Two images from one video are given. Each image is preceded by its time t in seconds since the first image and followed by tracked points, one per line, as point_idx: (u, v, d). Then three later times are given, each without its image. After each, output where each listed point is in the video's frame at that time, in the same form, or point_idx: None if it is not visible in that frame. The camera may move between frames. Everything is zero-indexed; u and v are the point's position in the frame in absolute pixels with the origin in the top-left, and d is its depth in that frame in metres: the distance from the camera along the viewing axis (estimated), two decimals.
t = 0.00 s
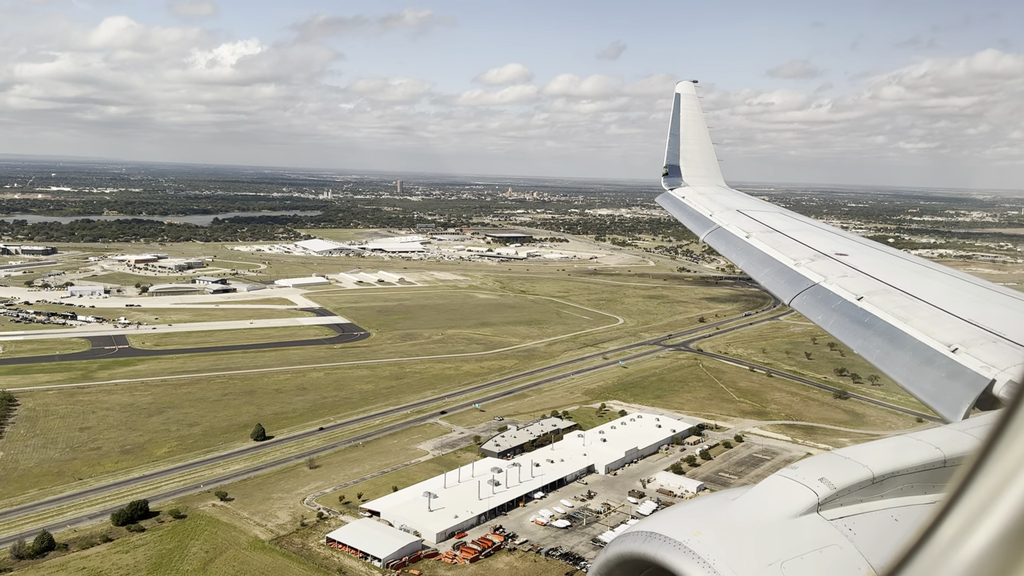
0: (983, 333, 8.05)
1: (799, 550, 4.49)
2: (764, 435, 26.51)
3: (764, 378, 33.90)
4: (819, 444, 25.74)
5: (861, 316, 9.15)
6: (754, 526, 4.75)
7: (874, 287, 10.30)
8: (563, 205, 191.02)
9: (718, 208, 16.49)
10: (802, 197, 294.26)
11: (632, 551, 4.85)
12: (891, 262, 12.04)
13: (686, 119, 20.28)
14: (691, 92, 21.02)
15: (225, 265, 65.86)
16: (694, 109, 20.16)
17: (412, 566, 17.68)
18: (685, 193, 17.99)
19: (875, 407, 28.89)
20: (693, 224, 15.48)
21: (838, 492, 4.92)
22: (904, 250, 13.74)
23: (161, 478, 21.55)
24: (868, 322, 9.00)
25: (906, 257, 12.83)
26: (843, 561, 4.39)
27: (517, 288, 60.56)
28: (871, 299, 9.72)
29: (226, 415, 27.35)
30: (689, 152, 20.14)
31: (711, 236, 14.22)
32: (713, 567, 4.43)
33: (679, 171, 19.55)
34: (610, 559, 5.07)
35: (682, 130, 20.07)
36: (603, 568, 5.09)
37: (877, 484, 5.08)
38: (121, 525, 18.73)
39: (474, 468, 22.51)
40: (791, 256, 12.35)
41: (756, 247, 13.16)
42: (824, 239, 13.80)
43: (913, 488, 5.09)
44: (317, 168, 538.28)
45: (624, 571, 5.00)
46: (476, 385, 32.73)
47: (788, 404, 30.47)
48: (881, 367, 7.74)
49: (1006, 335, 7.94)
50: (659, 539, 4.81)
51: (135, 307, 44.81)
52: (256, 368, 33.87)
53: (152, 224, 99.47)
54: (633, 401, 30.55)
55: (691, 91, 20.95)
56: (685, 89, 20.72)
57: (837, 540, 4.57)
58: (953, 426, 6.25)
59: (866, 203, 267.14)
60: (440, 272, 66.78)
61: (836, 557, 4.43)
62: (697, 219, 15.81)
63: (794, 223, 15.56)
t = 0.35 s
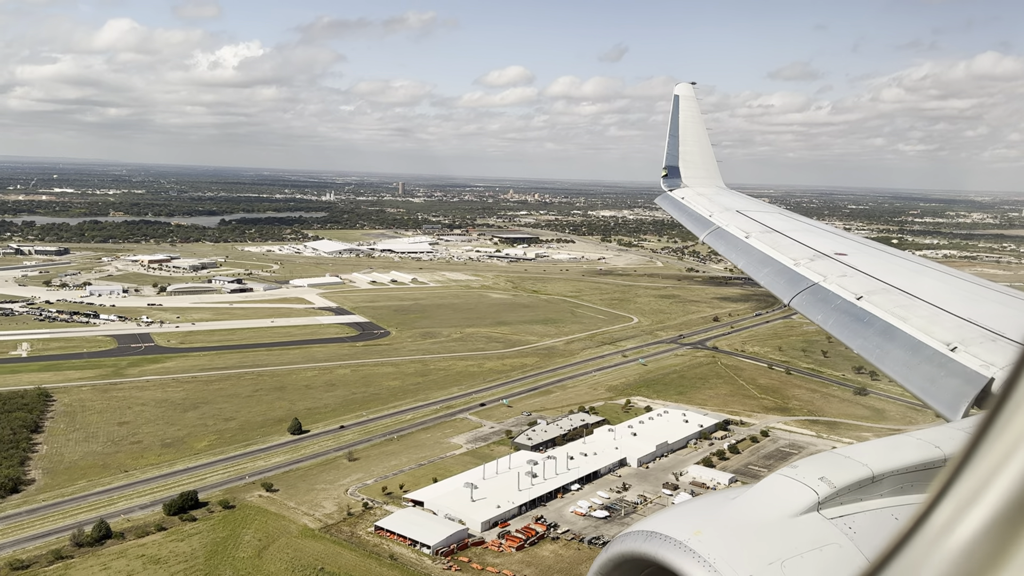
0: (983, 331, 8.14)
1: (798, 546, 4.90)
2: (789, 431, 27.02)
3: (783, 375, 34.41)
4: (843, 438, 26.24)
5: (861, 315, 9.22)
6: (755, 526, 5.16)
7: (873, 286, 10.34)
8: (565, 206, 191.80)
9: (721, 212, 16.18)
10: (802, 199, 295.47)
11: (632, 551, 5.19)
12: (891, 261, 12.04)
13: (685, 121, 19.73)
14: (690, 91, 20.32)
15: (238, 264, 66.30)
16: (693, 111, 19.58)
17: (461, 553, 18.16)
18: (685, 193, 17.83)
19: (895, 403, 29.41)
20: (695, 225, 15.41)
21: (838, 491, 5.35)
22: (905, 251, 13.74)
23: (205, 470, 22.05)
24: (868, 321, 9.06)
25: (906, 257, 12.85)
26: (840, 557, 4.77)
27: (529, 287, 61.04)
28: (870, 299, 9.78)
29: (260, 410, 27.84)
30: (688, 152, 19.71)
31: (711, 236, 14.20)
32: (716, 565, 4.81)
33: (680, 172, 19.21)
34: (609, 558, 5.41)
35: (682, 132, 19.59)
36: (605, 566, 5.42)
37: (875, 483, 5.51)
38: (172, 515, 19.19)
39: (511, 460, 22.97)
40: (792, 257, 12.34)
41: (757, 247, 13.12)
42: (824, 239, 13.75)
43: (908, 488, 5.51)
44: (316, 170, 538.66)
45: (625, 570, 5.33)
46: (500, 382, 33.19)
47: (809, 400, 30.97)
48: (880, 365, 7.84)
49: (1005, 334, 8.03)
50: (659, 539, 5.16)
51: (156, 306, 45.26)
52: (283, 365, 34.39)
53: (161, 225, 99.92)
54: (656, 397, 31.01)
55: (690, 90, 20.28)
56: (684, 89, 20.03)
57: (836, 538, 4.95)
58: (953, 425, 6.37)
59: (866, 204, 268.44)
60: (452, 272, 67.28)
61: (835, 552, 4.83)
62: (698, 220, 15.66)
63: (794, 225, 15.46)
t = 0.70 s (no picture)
0: (982, 336, 8.03)
1: (798, 553, 4.61)
2: (813, 425, 27.55)
3: (802, 372, 34.92)
4: (867, 432, 26.75)
5: (861, 320, 9.05)
6: (754, 532, 4.85)
7: (872, 291, 10.16)
8: (569, 206, 192.34)
9: (717, 213, 15.53)
10: (802, 200, 296.25)
11: (632, 556, 4.91)
12: (887, 264, 11.82)
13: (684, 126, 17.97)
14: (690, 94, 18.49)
15: (251, 263, 66.81)
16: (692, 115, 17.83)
17: (507, 540, 18.65)
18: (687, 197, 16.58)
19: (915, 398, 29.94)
20: (691, 224, 14.89)
21: (839, 496, 5.01)
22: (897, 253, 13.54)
23: (249, 460, 22.58)
24: (868, 325, 8.93)
25: (900, 260, 12.70)
26: (842, 565, 4.45)
27: (542, 285, 61.50)
28: (869, 304, 9.62)
29: (294, 403, 28.48)
30: (684, 158, 18.03)
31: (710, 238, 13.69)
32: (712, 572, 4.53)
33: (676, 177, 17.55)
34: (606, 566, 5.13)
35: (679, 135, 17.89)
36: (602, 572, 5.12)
37: (877, 487, 5.13)
38: (223, 503, 19.69)
39: (546, 451, 23.43)
40: (790, 260, 12.05)
41: (756, 248, 12.80)
42: (820, 241, 13.47)
43: (915, 490, 5.12)
44: (316, 171, 539.16)
45: None
46: (524, 377, 33.65)
47: (830, 395, 31.48)
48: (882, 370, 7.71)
49: (1003, 338, 7.93)
50: (659, 545, 4.88)
51: (178, 304, 45.71)
52: (310, 361, 34.98)
53: (169, 224, 100.36)
54: (679, 392, 31.47)
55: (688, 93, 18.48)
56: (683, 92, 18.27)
57: (836, 545, 4.65)
58: (949, 427, 6.33)
59: (867, 205, 269.38)
60: (464, 271, 67.73)
61: (834, 560, 4.50)
62: (696, 220, 15.07)
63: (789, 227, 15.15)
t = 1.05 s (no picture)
0: (984, 336, 7.37)
1: (797, 555, 4.05)
2: (838, 416, 28.08)
3: (823, 365, 35.46)
4: (892, 423, 27.31)
5: (860, 319, 8.30)
6: (753, 530, 4.26)
7: (872, 288, 9.39)
8: (574, 203, 192.88)
9: (714, 206, 14.63)
10: (805, 198, 296.69)
11: (630, 557, 4.31)
12: (888, 263, 11.00)
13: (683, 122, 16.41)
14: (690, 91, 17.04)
15: (267, 258, 67.46)
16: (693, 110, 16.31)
17: (552, 524, 19.15)
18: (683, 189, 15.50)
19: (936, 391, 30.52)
20: (685, 217, 13.94)
21: (838, 495, 4.47)
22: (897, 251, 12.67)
23: (292, 448, 23.25)
24: (868, 324, 8.16)
25: (902, 258, 11.87)
26: (846, 567, 3.96)
27: (556, 280, 61.98)
28: (869, 302, 8.82)
29: (329, 394, 29.17)
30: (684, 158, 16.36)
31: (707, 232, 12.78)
32: None
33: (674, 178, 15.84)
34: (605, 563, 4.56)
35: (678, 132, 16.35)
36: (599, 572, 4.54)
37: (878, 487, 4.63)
38: (273, 488, 20.30)
39: (581, 440, 23.93)
40: (786, 255, 11.21)
41: (752, 242, 11.94)
42: (817, 237, 12.67)
43: (917, 491, 4.66)
44: (318, 168, 539.37)
45: None
46: (549, 370, 34.12)
47: (852, 388, 32.00)
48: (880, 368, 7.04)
49: (1008, 339, 7.27)
50: (659, 545, 4.26)
51: (201, 298, 46.29)
52: (338, 354, 35.61)
53: (180, 221, 101.01)
54: (704, 384, 31.92)
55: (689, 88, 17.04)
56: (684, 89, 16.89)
57: (838, 545, 4.14)
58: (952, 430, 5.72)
59: (870, 203, 270.17)
60: (477, 267, 68.23)
61: (835, 564, 3.99)
62: (690, 212, 14.10)
63: (790, 223, 14.16)
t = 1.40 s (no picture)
0: (985, 323, 7.49)
1: (795, 537, 4.88)
2: (867, 402, 28.54)
3: (847, 353, 35.86)
4: (921, 409, 27.77)
5: (862, 310, 8.43)
6: (756, 520, 5.13)
7: (874, 281, 9.51)
8: (582, 195, 192.69)
9: (718, 204, 14.92)
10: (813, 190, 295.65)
11: (633, 545, 5.28)
12: (894, 256, 11.08)
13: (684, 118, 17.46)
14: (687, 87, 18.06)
15: (285, 249, 67.96)
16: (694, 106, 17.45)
17: (598, 504, 19.68)
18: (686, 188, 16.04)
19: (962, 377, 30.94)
20: (691, 216, 14.23)
21: (839, 487, 5.24)
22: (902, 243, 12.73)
23: (337, 431, 23.95)
24: (868, 315, 8.30)
25: (908, 249, 11.91)
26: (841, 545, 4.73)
27: (574, 271, 62.30)
28: (871, 294, 8.93)
29: (364, 380, 29.78)
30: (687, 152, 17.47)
31: (712, 228, 13.05)
32: (716, 560, 4.82)
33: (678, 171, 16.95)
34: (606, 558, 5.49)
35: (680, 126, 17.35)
36: (606, 562, 5.46)
37: (878, 477, 5.37)
38: (324, 468, 20.96)
39: (619, 424, 24.40)
40: (790, 251, 11.38)
41: (756, 239, 12.13)
42: (822, 232, 12.78)
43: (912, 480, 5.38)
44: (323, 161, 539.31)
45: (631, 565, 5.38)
46: (577, 357, 34.58)
47: (877, 375, 32.43)
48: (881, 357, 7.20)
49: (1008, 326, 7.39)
50: (660, 534, 5.22)
51: (228, 288, 46.84)
52: (368, 342, 36.18)
53: (194, 212, 101.46)
54: (731, 372, 32.36)
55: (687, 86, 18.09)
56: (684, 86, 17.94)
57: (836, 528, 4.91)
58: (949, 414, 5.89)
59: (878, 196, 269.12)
60: (494, 258, 68.54)
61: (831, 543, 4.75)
62: (695, 212, 14.38)
63: (795, 219, 14.26)
